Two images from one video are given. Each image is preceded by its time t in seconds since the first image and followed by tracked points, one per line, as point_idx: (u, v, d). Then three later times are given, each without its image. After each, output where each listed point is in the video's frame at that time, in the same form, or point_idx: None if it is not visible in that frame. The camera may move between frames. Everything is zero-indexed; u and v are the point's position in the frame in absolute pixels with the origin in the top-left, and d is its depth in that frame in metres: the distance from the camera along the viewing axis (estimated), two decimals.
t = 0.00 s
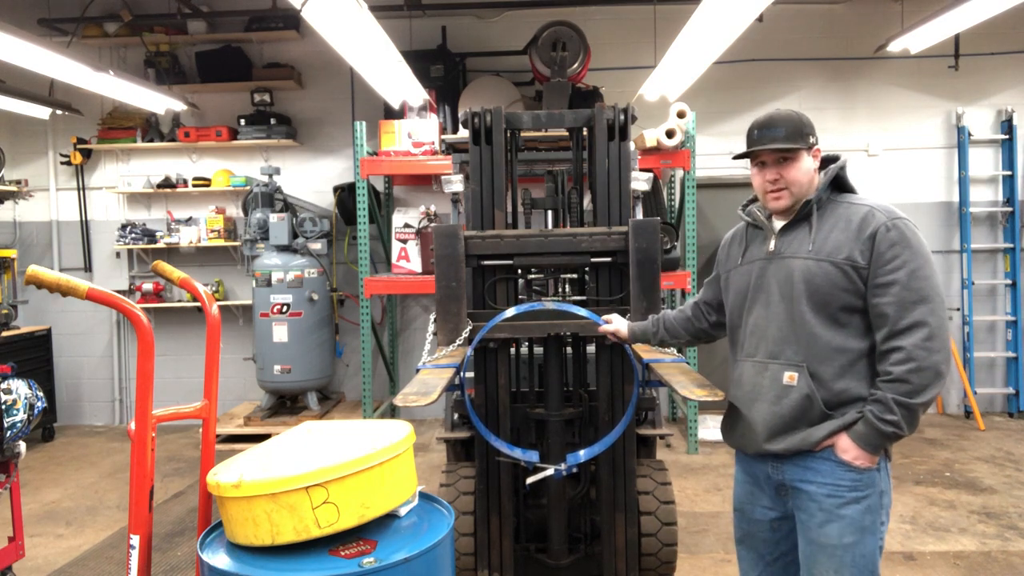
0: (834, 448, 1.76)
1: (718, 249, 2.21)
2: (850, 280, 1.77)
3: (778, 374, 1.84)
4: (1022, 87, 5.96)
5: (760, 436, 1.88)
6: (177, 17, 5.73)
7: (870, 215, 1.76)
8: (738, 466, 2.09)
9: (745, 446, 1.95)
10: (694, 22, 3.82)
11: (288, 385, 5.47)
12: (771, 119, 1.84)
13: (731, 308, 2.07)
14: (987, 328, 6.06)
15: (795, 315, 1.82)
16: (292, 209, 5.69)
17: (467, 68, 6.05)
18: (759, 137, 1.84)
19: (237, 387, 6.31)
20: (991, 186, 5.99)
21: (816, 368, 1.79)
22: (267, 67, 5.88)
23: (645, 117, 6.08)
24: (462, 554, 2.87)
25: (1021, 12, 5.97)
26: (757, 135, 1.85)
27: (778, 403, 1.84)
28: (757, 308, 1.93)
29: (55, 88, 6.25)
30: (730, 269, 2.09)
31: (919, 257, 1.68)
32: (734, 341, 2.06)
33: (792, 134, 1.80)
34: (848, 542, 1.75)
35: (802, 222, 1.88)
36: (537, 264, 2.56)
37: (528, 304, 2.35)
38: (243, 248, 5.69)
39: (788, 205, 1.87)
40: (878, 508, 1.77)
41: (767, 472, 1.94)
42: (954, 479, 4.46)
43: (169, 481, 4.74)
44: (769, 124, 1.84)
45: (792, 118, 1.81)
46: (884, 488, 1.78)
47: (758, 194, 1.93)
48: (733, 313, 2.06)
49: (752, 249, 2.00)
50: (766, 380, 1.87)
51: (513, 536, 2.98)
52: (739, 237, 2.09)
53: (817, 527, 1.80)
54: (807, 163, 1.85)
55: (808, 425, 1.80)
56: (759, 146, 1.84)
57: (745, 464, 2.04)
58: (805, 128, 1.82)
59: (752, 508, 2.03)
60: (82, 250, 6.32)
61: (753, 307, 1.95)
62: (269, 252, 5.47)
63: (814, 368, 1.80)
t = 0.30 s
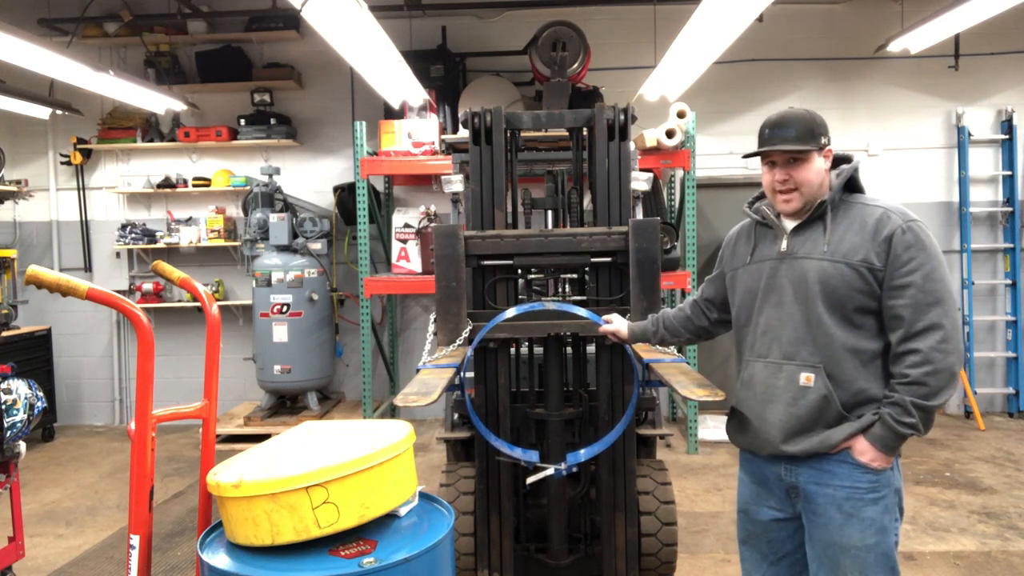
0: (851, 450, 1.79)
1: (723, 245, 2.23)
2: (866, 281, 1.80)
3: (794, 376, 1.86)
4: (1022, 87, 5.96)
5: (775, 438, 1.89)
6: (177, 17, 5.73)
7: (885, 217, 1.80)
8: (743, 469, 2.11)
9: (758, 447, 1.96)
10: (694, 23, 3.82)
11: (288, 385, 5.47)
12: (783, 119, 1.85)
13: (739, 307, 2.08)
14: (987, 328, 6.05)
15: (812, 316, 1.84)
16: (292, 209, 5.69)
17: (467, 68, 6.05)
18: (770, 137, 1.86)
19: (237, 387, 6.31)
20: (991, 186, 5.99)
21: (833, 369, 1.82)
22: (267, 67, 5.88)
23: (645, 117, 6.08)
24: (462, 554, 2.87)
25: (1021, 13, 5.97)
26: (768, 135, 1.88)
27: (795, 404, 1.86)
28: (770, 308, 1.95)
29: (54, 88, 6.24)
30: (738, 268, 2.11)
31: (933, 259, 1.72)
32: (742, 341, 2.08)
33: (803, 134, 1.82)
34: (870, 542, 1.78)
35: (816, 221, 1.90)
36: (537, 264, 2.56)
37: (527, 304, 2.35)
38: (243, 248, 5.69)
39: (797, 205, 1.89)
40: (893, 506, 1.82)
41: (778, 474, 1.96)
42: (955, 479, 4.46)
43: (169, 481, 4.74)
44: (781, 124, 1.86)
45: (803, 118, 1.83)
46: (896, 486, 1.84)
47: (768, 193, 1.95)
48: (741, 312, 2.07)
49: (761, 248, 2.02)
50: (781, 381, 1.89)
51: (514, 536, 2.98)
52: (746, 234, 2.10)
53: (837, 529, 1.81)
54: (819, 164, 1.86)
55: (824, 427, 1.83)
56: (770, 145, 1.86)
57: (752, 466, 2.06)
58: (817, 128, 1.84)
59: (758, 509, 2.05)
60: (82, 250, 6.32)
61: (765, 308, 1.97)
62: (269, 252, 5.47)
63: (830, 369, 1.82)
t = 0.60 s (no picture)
0: (872, 449, 1.83)
1: (733, 238, 2.22)
2: (889, 282, 1.82)
3: (817, 375, 1.88)
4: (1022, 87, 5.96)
5: (797, 438, 1.90)
6: (177, 17, 5.74)
7: (907, 219, 1.82)
8: (755, 466, 2.12)
9: (776, 446, 1.97)
10: (695, 23, 3.82)
11: (288, 385, 5.47)
12: (804, 115, 1.87)
13: (753, 305, 2.08)
14: (987, 327, 6.05)
15: (836, 316, 1.86)
16: (292, 209, 5.69)
17: (467, 68, 6.05)
18: (790, 132, 1.88)
19: (237, 387, 6.31)
20: (991, 186, 5.99)
21: (855, 369, 1.85)
22: (267, 67, 5.88)
23: (645, 117, 6.08)
24: (462, 554, 2.87)
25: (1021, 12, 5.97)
26: (789, 130, 1.89)
27: (818, 403, 1.87)
28: (789, 307, 1.96)
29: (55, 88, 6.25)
30: (751, 264, 2.10)
31: (955, 261, 1.76)
32: (756, 338, 2.08)
33: (824, 130, 1.84)
34: (888, 538, 1.83)
35: (839, 220, 1.92)
36: (537, 265, 2.56)
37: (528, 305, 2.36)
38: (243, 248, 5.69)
39: (815, 202, 1.89)
40: (908, 502, 1.87)
41: (795, 472, 1.97)
42: (955, 479, 4.46)
43: (169, 481, 4.74)
44: (803, 119, 1.88)
45: (824, 115, 1.85)
46: (910, 482, 1.89)
47: (787, 190, 1.96)
48: (756, 310, 2.07)
49: (779, 246, 2.02)
50: (803, 380, 1.90)
51: (514, 536, 2.98)
52: (761, 231, 2.10)
53: (857, 527, 1.84)
54: (838, 161, 1.88)
55: (847, 426, 1.85)
56: (791, 141, 1.88)
57: (765, 465, 2.07)
58: (837, 126, 1.86)
59: (770, 507, 2.07)
60: (82, 250, 6.32)
61: (784, 306, 1.97)
62: (269, 252, 5.47)
63: (853, 368, 1.85)
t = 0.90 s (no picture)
0: (888, 446, 1.85)
1: (744, 234, 2.23)
2: (903, 281, 1.83)
3: (833, 373, 1.89)
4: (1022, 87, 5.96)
5: (815, 435, 1.92)
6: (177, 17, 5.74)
7: (920, 217, 1.83)
8: (765, 461, 2.13)
9: (793, 443, 1.98)
10: (695, 23, 3.82)
11: (288, 385, 5.46)
12: (816, 114, 1.88)
13: (765, 303, 2.09)
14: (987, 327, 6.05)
15: (851, 315, 1.87)
16: (292, 209, 5.69)
17: (467, 68, 6.05)
18: (803, 131, 1.89)
19: (237, 387, 6.31)
20: (991, 186, 5.99)
21: (871, 366, 1.86)
22: (267, 67, 5.88)
23: (645, 117, 6.08)
24: (462, 554, 2.87)
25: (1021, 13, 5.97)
26: (802, 130, 1.90)
27: (836, 401, 1.89)
28: (804, 305, 1.97)
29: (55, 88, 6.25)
30: (763, 263, 2.10)
31: (967, 260, 1.77)
32: (769, 336, 2.09)
33: (836, 129, 1.85)
34: (900, 530, 1.86)
35: (852, 219, 1.92)
36: (536, 265, 2.56)
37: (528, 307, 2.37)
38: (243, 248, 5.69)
39: (830, 200, 1.90)
40: (917, 495, 1.91)
41: (809, 467, 1.99)
42: (955, 479, 4.46)
43: (169, 481, 4.74)
44: (815, 119, 1.89)
45: (835, 115, 1.86)
46: (921, 475, 1.93)
47: (801, 188, 1.97)
48: (769, 308, 2.08)
49: (792, 244, 2.02)
50: (820, 378, 1.91)
51: (514, 536, 2.98)
52: (772, 229, 2.10)
53: (870, 520, 1.88)
54: (851, 159, 1.89)
55: (864, 423, 1.87)
56: (803, 140, 1.89)
57: (777, 460, 2.08)
58: (850, 124, 1.87)
59: (781, 502, 2.07)
60: (82, 250, 6.32)
61: (798, 305, 1.98)
62: (269, 252, 5.47)
63: (869, 366, 1.86)
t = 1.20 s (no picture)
0: (896, 443, 1.86)
1: (752, 233, 2.22)
2: (911, 281, 1.84)
3: (843, 372, 1.90)
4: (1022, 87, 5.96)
5: (825, 433, 1.92)
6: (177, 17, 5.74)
7: (927, 218, 1.84)
8: (771, 456, 2.14)
9: (804, 441, 1.98)
10: (696, 23, 3.82)
11: (288, 385, 5.46)
12: (823, 117, 1.88)
13: (774, 303, 2.09)
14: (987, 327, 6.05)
15: (860, 315, 1.87)
16: (292, 209, 5.68)
17: (467, 68, 6.05)
18: (810, 134, 1.89)
19: (237, 387, 6.31)
20: (991, 186, 6.00)
21: (880, 365, 1.87)
22: (267, 67, 5.87)
23: (645, 117, 6.08)
24: (462, 554, 2.87)
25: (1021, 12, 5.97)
26: (808, 132, 1.90)
27: (845, 399, 1.89)
28: (814, 305, 1.97)
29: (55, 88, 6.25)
30: (772, 263, 2.10)
31: (973, 260, 1.78)
32: (778, 335, 2.09)
33: (843, 132, 1.85)
34: (907, 524, 1.87)
35: (861, 220, 1.93)
36: (536, 265, 2.56)
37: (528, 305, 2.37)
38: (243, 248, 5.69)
39: (836, 201, 1.90)
40: (923, 490, 1.92)
41: (816, 463, 1.99)
42: (955, 479, 4.46)
43: (169, 481, 4.74)
44: (822, 121, 1.88)
45: (841, 117, 1.86)
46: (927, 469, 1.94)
47: (807, 189, 1.97)
48: (778, 309, 2.08)
49: (801, 245, 2.02)
50: (830, 377, 1.92)
51: (514, 536, 2.98)
52: (781, 229, 2.09)
53: (877, 515, 1.89)
54: (857, 161, 1.89)
55: (873, 420, 1.88)
56: (810, 142, 1.88)
57: (783, 457, 2.08)
58: (856, 126, 1.87)
59: (789, 496, 2.07)
60: (82, 250, 6.32)
61: (808, 305, 1.98)
62: (269, 252, 5.47)
63: (878, 364, 1.87)
